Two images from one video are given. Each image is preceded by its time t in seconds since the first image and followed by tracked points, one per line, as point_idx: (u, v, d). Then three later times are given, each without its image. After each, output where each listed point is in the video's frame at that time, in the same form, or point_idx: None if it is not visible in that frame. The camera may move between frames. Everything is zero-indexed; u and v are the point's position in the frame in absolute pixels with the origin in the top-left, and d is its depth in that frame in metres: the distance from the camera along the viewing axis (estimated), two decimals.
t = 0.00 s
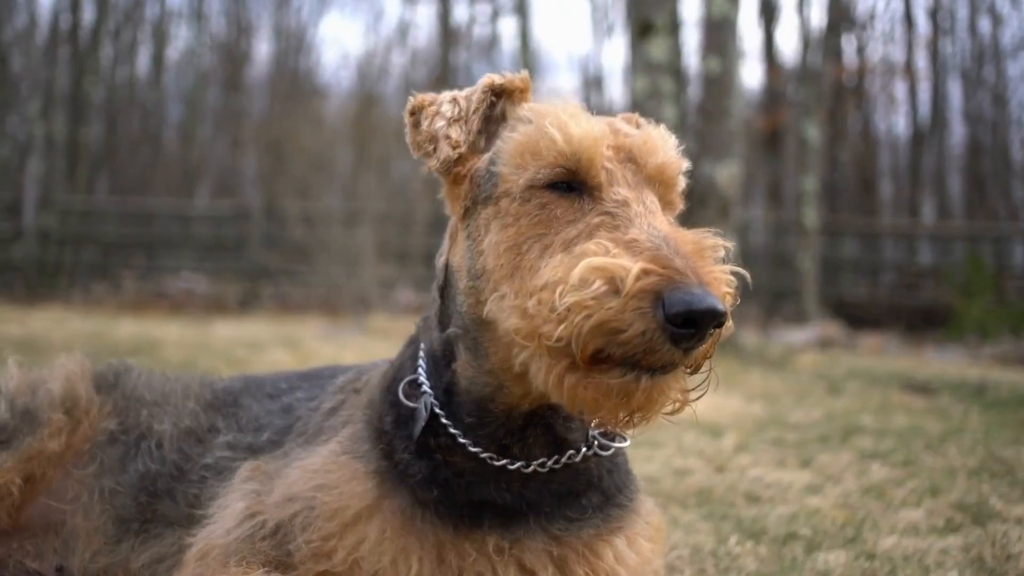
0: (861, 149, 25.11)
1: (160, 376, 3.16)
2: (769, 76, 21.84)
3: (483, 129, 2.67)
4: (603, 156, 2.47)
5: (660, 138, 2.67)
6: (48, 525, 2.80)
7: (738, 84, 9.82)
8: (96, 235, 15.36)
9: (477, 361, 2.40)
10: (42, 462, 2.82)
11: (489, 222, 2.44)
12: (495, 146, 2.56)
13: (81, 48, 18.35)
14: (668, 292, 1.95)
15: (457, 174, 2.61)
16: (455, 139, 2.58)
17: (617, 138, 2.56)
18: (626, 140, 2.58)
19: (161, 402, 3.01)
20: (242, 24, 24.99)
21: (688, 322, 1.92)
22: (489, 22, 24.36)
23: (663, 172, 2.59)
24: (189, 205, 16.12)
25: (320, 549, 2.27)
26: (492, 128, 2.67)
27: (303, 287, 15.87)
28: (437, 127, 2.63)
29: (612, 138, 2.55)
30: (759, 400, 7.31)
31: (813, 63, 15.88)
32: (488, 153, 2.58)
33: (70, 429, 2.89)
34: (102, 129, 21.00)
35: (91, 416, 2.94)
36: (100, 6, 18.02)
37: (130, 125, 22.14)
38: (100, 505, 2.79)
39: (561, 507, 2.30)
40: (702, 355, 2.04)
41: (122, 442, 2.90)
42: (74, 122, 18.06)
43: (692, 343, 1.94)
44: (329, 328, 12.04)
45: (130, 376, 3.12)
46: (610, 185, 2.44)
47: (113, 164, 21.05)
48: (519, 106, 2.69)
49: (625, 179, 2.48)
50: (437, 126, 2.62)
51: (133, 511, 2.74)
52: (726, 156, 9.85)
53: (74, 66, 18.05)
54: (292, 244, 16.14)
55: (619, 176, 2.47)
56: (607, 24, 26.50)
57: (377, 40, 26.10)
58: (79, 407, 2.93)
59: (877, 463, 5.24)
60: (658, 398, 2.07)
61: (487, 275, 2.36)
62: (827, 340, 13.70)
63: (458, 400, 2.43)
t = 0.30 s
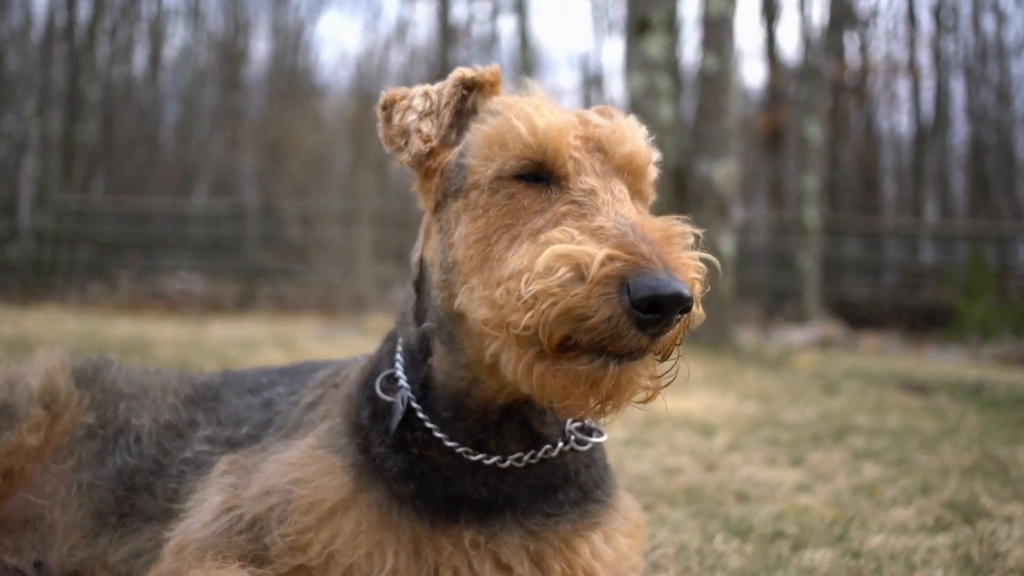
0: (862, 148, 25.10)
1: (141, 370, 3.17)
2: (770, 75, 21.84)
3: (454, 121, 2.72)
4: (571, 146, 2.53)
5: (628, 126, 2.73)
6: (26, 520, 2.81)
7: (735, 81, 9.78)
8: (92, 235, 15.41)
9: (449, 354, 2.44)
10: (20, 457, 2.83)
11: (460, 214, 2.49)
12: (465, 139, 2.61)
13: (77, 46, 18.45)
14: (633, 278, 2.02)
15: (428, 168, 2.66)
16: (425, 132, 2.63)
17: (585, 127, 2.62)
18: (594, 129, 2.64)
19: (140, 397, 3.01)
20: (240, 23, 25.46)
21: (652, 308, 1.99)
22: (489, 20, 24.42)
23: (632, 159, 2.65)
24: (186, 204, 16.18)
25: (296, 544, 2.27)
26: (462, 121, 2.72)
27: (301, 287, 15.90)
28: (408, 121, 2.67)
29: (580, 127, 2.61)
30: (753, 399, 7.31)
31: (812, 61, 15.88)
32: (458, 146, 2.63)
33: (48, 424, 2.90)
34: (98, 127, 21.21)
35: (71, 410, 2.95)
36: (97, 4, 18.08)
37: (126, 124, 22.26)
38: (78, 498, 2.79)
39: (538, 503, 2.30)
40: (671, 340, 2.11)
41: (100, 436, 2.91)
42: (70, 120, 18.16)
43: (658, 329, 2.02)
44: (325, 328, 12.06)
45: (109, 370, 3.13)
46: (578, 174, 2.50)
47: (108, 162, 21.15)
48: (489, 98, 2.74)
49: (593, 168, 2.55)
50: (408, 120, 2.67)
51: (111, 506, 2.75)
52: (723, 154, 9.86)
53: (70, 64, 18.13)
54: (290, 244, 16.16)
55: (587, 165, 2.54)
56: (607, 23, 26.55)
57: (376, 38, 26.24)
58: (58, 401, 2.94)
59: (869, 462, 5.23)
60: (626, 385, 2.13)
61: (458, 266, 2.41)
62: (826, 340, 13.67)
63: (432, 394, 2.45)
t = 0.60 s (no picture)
0: (862, 148, 25.12)
1: (140, 364, 3.19)
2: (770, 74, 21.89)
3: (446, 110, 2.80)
4: (560, 124, 2.62)
5: (615, 107, 2.83)
6: (25, 511, 2.82)
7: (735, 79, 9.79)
8: (90, 235, 15.49)
9: (447, 338, 2.49)
10: (19, 449, 2.85)
11: (453, 198, 2.57)
12: (456, 124, 2.69)
13: (75, 45, 18.52)
14: (623, 242, 2.11)
15: (422, 158, 2.74)
16: (417, 121, 2.71)
17: (574, 108, 2.71)
18: (582, 111, 2.73)
19: (139, 389, 3.04)
20: (239, 22, 25.53)
21: (644, 270, 2.08)
22: (488, 19, 24.50)
23: (620, 137, 2.75)
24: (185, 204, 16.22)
25: (294, 533, 2.28)
26: (453, 110, 2.81)
27: (300, 287, 15.93)
28: (400, 112, 2.75)
29: (568, 108, 2.70)
30: (752, 398, 7.31)
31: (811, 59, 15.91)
32: (449, 132, 2.71)
33: (47, 415, 2.93)
34: (96, 126, 21.29)
35: (69, 402, 2.97)
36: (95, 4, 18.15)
37: (125, 124, 22.36)
38: (77, 489, 2.81)
39: (534, 491, 2.32)
40: (664, 305, 2.19)
41: (99, 428, 2.92)
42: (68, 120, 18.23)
43: (649, 291, 2.09)
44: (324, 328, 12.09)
45: (108, 363, 3.15)
46: (568, 151, 2.59)
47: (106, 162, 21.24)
48: (480, 87, 2.82)
49: (583, 146, 2.64)
50: (401, 112, 2.74)
51: (111, 497, 2.76)
52: (722, 152, 9.88)
53: (68, 64, 18.21)
54: (288, 243, 16.20)
55: (577, 143, 2.63)
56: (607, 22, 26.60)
57: (374, 37, 26.36)
58: (56, 394, 2.96)
59: (867, 459, 5.24)
60: (620, 353, 2.20)
61: (452, 248, 2.48)
62: (826, 340, 13.67)
63: (429, 381, 2.49)
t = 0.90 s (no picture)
0: (861, 148, 25.16)
1: (132, 367, 3.21)
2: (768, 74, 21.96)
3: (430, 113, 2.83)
4: (542, 118, 2.65)
5: (595, 101, 2.87)
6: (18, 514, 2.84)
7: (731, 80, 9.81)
8: (87, 235, 15.59)
9: (437, 336, 2.50)
10: (13, 452, 2.88)
11: (440, 195, 2.59)
12: (440, 124, 2.73)
13: (72, 44, 18.59)
14: (607, 221, 2.14)
15: (407, 161, 2.77)
16: (401, 125, 2.74)
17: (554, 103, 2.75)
18: (562, 106, 2.78)
19: (133, 392, 3.05)
20: (237, 22, 25.62)
21: (628, 244, 2.11)
22: (486, 19, 24.56)
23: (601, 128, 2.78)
24: (182, 204, 16.26)
25: (286, 534, 2.29)
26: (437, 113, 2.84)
27: (298, 287, 15.97)
28: (384, 117, 2.79)
29: (549, 103, 2.74)
30: (747, 399, 7.34)
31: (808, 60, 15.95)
32: (433, 132, 2.74)
33: (40, 417, 2.95)
34: (94, 125, 21.39)
35: (62, 404, 2.99)
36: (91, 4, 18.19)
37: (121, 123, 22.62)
38: (71, 491, 2.83)
39: (522, 493, 2.33)
40: (650, 282, 2.22)
41: (93, 430, 2.94)
42: (66, 120, 18.31)
43: (634, 266, 2.12)
44: (321, 328, 12.17)
45: (101, 366, 3.17)
46: (551, 142, 2.62)
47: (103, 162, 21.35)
48: (461, 88, 2.86)
49: (566, 138, 2.68)
50: (385, 117, 2.77)
51: (104, 499, 2.78)
52: (718, 153, 9.90)
53: (65, 64, 18.28)
54: (286, 244, 16.26)
55: (559, 135, 2.66)
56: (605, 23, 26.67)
57: (372, 36, 26.45)
58: (49, 396, 2.98)
59: (860, 461, 5.26)
60: (608, 335, 2.23)
61: (440, 245, 2.50)
62: (823, 341, 13.70)
63: (418, 383, 2.51)
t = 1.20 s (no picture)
0: (859, 149, 25.20)
1: (125, 370, 3.25)
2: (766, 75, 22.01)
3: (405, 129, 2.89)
4: (517, 123, 2.69)
5: (572, 104, 2.91)
6: (13, 515, 2.88)
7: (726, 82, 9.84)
8: (83, 236, 15.66)
9: (422, 339, 2.55)
10: (7, 454, 2.93)
11: (423, 205, 2.65)
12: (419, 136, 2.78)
13: (69, 45, 18.65)
14: (580, 219, 2.18)
15: (392, 175, 2.83)
16: (380, 144, 2.80)
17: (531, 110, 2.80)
18: (538, 110, 2.83)
19: (126, 395, 3.09)
20: (234, 22, 25.70)
21: (601, 239, 2.16)
22: (483, 19, 24.61)
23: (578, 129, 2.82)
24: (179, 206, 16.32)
25: (277, 534, 2.33)
26: (414, 127, 2.89)
27: (295, 288, 16.01)
28: (364, 137, 2.86)
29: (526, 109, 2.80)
30: (741, 401, 7.38)
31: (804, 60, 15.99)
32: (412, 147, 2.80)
33: (34, 422, 2.99)
34: (91, 127, 21.46)
35: (56, 407, 3.03)
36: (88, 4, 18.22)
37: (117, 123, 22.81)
38: (64, 493, 2.87)
39: (508, 494, 2.37)
40: (625, 276, 2.26)
41: (86, 433, 2.99)
42: (62, 121, 18.38)
43: (609, 261, 2.17)
44: (317, 330, 12.25)
45: (94, 369, 3.21)
46: (527, 146, 2.66)
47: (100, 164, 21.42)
48: (438, 101, 2.91)
49: (542, 141, 2.72)
50: (366, 136, 2.84)
51: (98, 500, 2.82)
52: (713, 155, 9.92)
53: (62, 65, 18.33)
54: (283, 244, 16.33)
55: (536, 137, 2.71)
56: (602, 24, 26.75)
57: (369, 37, 26.53)
58: (43, 399, 3.02)
59: (851, 463, 5.30)
60: (586, 333, 2.26)
61: (424, 252, 2.54)
62: (821, 342, 13.73)
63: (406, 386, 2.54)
